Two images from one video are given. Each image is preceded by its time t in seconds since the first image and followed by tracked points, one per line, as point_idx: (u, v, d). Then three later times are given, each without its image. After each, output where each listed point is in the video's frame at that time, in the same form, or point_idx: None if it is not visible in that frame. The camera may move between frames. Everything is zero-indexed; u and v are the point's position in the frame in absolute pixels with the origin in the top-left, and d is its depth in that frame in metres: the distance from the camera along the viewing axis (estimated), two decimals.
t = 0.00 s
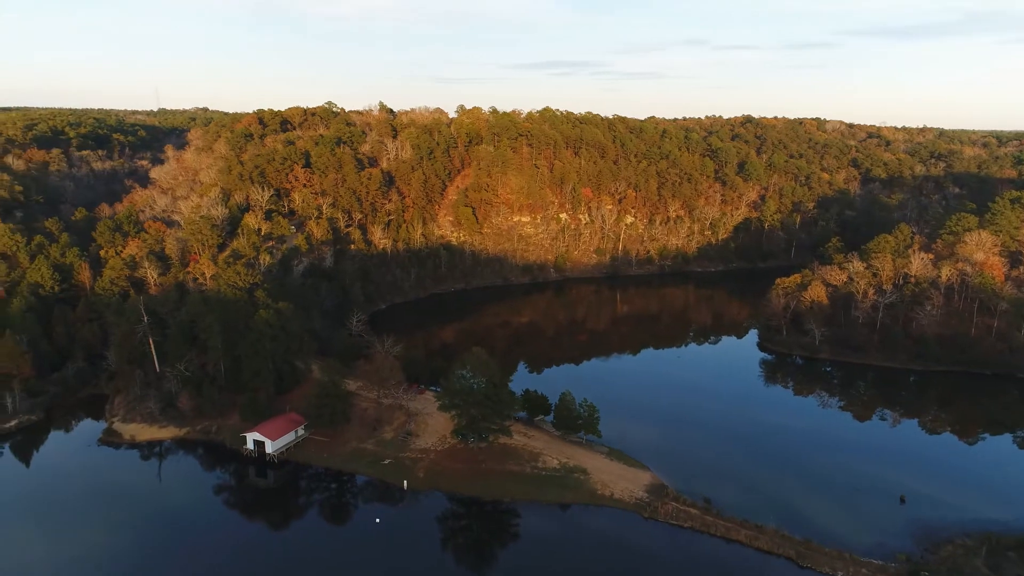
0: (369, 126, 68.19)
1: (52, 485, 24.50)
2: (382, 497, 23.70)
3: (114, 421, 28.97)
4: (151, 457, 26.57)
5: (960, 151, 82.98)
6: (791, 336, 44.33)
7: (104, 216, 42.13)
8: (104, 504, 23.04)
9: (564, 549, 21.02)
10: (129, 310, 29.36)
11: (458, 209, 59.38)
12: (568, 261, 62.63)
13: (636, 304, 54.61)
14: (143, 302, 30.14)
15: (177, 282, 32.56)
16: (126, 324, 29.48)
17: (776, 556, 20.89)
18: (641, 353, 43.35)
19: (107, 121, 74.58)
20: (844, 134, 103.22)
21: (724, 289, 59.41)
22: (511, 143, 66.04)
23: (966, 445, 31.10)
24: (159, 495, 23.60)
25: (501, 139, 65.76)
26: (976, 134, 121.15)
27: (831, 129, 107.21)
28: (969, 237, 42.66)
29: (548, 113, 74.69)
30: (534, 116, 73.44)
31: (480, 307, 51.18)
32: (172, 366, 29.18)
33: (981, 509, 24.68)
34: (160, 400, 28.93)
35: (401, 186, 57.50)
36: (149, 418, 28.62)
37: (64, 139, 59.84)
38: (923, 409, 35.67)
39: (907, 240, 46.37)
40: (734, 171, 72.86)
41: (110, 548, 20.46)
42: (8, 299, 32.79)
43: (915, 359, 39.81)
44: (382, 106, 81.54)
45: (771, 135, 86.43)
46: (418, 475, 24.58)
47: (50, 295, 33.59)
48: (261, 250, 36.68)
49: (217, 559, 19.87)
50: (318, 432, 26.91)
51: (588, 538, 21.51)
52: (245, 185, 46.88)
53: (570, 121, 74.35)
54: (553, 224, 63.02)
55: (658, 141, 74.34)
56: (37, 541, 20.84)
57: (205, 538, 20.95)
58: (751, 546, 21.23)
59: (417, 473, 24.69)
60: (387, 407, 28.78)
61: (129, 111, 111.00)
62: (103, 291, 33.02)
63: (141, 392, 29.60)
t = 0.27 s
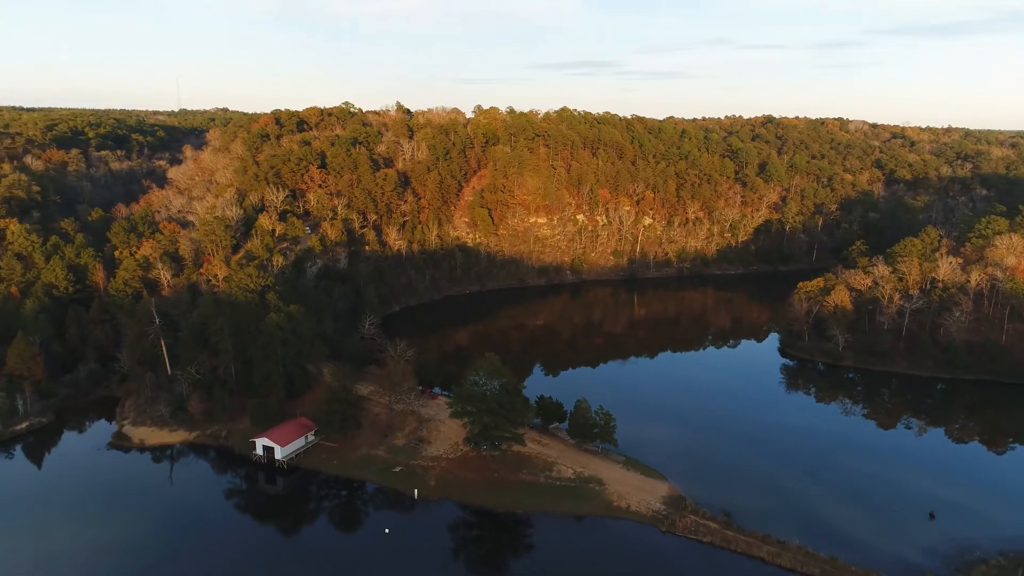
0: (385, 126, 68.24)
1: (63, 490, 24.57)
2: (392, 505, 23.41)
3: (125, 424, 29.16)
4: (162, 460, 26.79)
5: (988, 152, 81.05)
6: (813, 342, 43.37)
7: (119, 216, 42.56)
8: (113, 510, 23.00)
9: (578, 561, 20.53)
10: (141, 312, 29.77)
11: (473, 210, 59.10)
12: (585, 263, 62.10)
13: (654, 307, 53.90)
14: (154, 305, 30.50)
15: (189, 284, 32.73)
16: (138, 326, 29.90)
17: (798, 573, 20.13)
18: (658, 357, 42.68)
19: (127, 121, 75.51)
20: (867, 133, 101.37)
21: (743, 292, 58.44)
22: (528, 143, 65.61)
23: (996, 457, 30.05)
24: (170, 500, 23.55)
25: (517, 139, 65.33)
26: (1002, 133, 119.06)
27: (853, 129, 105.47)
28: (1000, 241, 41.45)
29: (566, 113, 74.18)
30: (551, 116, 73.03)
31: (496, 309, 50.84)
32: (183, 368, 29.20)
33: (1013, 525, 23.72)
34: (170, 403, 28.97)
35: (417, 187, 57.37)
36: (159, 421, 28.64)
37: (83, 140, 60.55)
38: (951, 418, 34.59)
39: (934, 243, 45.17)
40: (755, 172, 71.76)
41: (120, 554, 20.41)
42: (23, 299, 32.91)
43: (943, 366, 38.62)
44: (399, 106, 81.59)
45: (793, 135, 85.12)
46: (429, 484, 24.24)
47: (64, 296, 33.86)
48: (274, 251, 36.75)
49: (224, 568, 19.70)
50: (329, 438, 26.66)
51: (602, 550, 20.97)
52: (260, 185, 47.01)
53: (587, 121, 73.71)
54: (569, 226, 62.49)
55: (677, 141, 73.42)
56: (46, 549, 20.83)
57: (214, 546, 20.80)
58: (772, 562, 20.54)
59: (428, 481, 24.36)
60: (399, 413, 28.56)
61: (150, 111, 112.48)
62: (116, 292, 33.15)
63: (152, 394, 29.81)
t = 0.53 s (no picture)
0: (393, 126, 68.08)
1: (64, 495, 24.40)
2: (395, 514, 23.05)
3: (126, 428, 28.97)
4: (165, 463, 26.54)
5: (1006, 152, 79.76)
6: (828, 347, 42.52)
7: (125, 216, 42.76)
8: (111, 516, 22.74)
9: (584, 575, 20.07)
10: (143, 314, 29.85)
11: (482, 211, 58.77)
12: (595, 265, 61.68)
13: (664, 310, 53.32)
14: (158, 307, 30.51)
15: (193, 285, 32.69)
16: (142, 328, 29.98)
17: None
18: (668, 360, 42.09)
19: (137, 120, 75.80)
20: (881, 134, 100.17)
21: (755, 295, 57.73)
22: (538, 143, 65.15)
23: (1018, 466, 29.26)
24: (171, 506, 23.32)
25: (526, 139, 64.90)
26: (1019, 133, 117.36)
27: (867, 129, 104.24)
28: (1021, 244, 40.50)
29: (576, 113, 73.69)
30: (561, 116, 72.53)
31: (505, 312, 50.48)
32: (186, 372, 29.06)
33: None
34: (172, 408, 28.81)
35: (424, 187, 57.11)
36: (160, 426, 28.46)
37: (92, 140, 60.78)
38: (970, 425, 33.80)
39: (952, 246, 44.29)
40: (767, 173, 70.91)
41: (119, 562, 20.18)
42: (26, 300, 32.98)
43: (963, 372, 37.85)
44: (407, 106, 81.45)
45: (806, 135, 84.16)
46: (433, 493, 23.85)
47: (68, 297, 33.83)
48: (279, 253, 36.60)
49: None
50: (332, 445, 26.35)
51: (610, 563, 20.50)
52: (267, 185, 46.89)
53: (597, 121, 73.16)
54: (579, 227, 62.00)
55: (688, 142, 72.69)
56: (46, 554, 20.63)
57: (215, 554, 20.52)
58: None
59: (433, 491, 23.97)
60: (403, 420, 28.24)
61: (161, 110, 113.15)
62: (120, 294, 33.21)
63: (153, 399, 29.68)
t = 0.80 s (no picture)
0: (400, 126, 67.85)
1: (64, 500, 24.21)
2: (397, 524, 22.71)
3: (124, 433, 28.74)
4: (166, 468, 26.34)
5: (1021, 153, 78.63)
6: (842, 352, 41.84)
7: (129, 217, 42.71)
8: (108, 522, 22.45)
9: None
10: (143, 317, 29.59)
11: (489, 213, 58.44)
12: (603, 267, 61.22)
13: (673, 312, 52.77)
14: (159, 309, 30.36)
15: (196, 287, 32.54)
16: (142, 331, 29.86)
17: None
18: (677, 363, 41.56)
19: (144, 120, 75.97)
20: (893, 134, 99.09)
21: (765, 297, 57.04)
22: (546, 144, 64.68)
23: None
24: (172, 512, 23.08)
25: (534, 140, 64.46)
26: None
27: (879, 129, 103.14)
28: None
29: (584, 113, 73.21)
30: (569, 116, 72.07)
31: (512, 314, 50.14)
32: (187, 375, 28.94)
33: None
34: (171, 413, 28.61)
35: (431, 188, 56.81)
36: (159, 431, 28.24)
37: (98, 140, 60.90)
38: (988, 433, 33.06)
39: (968, 249, 43.46)
40: (778, 173, 70.13)
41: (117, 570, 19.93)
42: (26, 303, 32.88)
43: (980, 379, 37.09)
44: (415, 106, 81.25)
45: (817, 135, 83.26)
46: (436, 504, 23.46)
47: (70, 299, 33.79)
48: (283, 255, 36.40)
49: None
50: (334, 452, 26.06)
51: None
52: (272, 186, 46.71)
53: (606, 121, 72.62)
54: (587, 228, 61.50)
55: (697, 142, 72.01)
56: (45, 561, 20.38)
57: (214, 563, 20.24)
58: None
59: (436, 500, 23.60)
60: (406, 426, 27.93)
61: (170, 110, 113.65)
62: (121, 297, 32.85)
63: (153, 403, 29.43)
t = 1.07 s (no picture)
0: (406, 126, 67.56)
1: (63, 506, 24.00)
2: (398, 534, 22.39)
3: (122, 439, 28.50)
4: (165, 474, 26.13)
5: None
6: (855, 357, 41.28)
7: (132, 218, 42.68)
8: (106, 529, 22.20)
9: None
10: (143, 321, 29.33)
11: (495, 214, 58.07)
12: (610, 268, 60.69)
13: (681, 315, 52.19)
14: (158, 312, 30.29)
15: (197, 289, 32.42)
16: (142, 334, 29.59)
17: None
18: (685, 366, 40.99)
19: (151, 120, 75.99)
20: (905, 134, 97.99)
21: (775, 300, 56.35)
22: (553, 144, 64.19)
23: None
24: (171, 519, 22.83)
25: (541, 140, 63.98)
26: None
27: (890, 129, 102.04)
28: None
29: (591, 113, 72.67)
30: (576, 116, 71.56)
31: (519, 316, 49.75)
32: (188, 380, 28.79)
33: None
34: (170, 418, 28.43)
35: (437, 189, 56.45)
36: (158, 437, 28.06)
37: (104, 140, 60.95)
38: (1005, 440, 32.37)
39: (985, 251, 42.71)
40: (788, 174, 69.32)
41: None
42: (25, 304, 32.40)
43: (997, 386, 36.39)
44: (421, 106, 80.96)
45: (828, 135, 82.37)
46: (438, 514, 23.07)
47: (70, 301, 33.83)
48: (286, 258, 36.17)
49: None
50: (335, 460, 25.77)
51: None
52: (276, 186, 46.45)
53: (614, 121, 72.06)
54: (594, 229, 61.00)
55: (706, 142, 71.29)
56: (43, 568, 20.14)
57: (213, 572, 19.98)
58: None
59: (439, 510, 23.25)
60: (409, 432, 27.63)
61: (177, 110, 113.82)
62: (122, 298, 32.84)
63: (152, 408, 29.28)
